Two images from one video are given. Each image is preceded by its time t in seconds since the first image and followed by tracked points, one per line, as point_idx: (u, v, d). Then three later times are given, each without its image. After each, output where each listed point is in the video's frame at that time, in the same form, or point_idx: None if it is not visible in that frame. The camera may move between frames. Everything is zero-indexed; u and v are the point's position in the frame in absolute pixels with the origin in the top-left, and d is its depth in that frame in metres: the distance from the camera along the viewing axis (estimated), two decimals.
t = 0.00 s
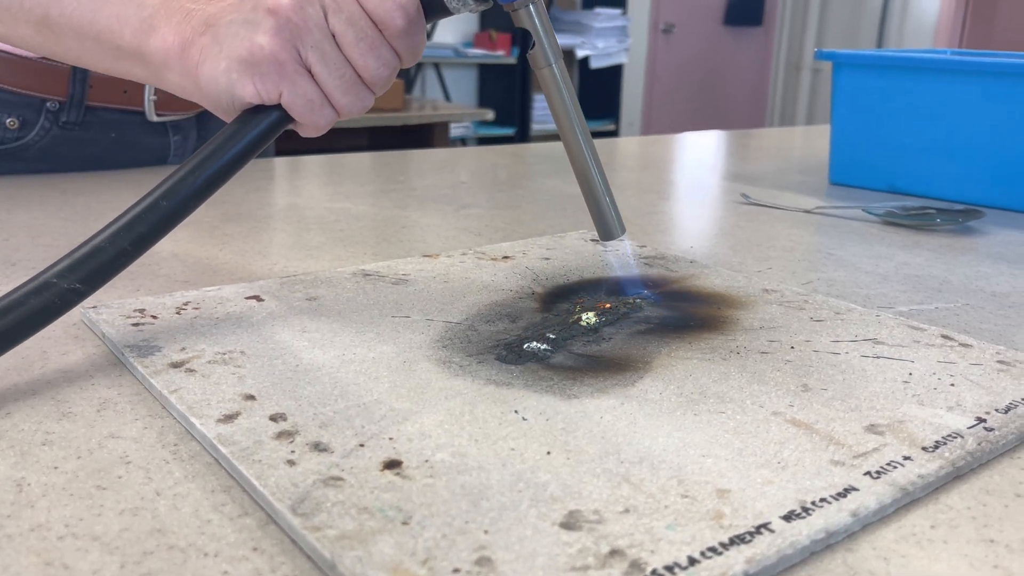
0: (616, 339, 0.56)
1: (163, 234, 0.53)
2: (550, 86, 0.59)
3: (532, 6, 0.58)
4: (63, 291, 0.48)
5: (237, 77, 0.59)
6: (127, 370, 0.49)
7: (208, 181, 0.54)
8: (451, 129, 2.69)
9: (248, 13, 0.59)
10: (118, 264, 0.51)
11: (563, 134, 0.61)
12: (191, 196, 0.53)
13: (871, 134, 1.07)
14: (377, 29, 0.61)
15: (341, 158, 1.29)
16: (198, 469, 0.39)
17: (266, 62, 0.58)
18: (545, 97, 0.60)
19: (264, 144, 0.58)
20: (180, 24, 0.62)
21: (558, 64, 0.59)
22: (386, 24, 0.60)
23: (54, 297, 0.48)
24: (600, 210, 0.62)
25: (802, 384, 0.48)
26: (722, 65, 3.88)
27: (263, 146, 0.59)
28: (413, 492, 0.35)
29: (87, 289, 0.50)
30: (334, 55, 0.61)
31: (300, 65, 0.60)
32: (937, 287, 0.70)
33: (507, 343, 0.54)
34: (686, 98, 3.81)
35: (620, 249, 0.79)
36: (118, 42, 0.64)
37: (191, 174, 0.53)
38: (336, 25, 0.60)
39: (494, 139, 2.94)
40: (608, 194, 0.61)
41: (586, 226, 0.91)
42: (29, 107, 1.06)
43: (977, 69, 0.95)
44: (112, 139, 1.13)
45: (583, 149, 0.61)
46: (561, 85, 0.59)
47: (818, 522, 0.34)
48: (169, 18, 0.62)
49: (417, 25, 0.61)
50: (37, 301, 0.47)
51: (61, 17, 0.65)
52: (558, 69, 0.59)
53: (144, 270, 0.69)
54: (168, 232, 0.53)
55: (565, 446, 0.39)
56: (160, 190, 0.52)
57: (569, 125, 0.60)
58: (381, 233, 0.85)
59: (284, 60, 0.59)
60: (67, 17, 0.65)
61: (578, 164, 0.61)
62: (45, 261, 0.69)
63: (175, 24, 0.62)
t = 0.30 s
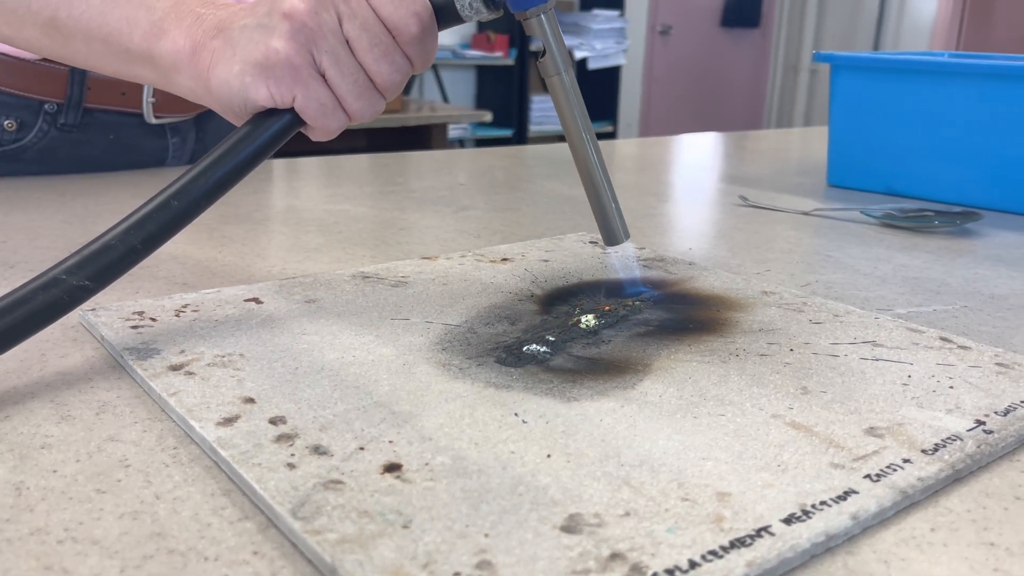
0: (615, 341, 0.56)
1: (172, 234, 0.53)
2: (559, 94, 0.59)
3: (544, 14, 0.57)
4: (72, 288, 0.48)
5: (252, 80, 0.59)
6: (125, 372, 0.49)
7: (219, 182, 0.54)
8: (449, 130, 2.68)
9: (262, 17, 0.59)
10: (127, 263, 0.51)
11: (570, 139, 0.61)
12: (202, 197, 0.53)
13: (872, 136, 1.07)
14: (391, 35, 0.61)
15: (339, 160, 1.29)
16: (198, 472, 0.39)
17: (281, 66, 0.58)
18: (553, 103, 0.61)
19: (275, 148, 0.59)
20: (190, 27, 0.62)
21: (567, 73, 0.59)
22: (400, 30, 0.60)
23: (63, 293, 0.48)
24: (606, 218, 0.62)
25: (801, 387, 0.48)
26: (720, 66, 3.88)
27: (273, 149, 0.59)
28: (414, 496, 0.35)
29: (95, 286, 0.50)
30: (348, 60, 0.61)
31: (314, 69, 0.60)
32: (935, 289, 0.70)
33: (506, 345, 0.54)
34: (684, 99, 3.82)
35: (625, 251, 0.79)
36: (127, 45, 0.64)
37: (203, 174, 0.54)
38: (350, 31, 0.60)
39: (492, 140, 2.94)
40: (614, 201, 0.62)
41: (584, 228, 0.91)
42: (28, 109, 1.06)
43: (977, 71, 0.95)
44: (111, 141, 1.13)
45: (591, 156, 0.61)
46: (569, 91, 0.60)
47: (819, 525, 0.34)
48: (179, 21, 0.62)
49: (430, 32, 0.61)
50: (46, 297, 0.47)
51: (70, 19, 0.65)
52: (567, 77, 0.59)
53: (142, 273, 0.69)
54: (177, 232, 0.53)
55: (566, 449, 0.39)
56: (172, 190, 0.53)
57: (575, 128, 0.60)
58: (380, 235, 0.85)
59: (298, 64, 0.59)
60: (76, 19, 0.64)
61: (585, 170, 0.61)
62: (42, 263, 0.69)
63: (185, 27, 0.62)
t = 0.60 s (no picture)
0: (612, 341, 0.56)
1: (184, 221, 0.53)
2: (574, 84, 0.59)
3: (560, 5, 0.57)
4: (80, 271, 0.48)
5: (267, 69, 0.59)
6: (120, 373, 0.49)
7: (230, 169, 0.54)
8: (446, 131, 2.68)
9: (278, 6, 0.59)
10: (138, 247, 0.51)
11: (585, 130, 0.61)
12: (215, 183, 0.53)
13: (873, 136, 1.07)
14: (406, 25, 0.61)
15: (336, 160, 1.29)
16: (194, 473, 0.38)
17: (297, 54, 0.59)
18: (567, 95, 0.60)
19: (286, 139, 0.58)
20: (204, 17, 0.61)
21: (582, 64, 0.59)
22: (416, 20, 0.61)
23: (70, 277, 0.48)
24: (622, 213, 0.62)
25: (798, 387, 0.48)
26: (717, 67, 3.89)
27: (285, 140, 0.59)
28: (410, 496, 0.35)
29: (104, 271, 0.49)
30: (363, 49, 0.61)
31: (330, 58, 0.60)
32: (932, 289, 0.70)
33: (503, 346, 0.54)
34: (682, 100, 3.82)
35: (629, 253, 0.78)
36: (141, 37, 0.63)
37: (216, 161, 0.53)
38: (366, 20, 0.61)
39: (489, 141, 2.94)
40: (629, 199, 0.62)
41: (582, 228, 0.91)
42: (24, 109, 1.06)
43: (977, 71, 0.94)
44: (108, 142, 1.13)
45: (607, 149, 0.61)
46: (584, 81, 0.59)
47: (816, 525, 0.34)
48: (193, 12, 0.62)
49: (445, 22, 0.62)
50: (53, 280, 0.47)
51: (83, 11, 0.63)
52: (581, 67, 0.59)
53: (139, 272, 0.69)
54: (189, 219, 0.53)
55: (562, 449, 0.39)
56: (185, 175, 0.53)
57: (588, 117, 0.60)
58: (376, 235, 0.85)
59: (314, 53, 0.59)
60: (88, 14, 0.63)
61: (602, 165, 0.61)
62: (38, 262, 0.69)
63: (199, 17, 0.62)
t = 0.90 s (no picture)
0: (611, 341, 0.56)
1: (176, 228, 0.53)
2: (564, 93, 0.59)
3: (553, 16, 0.57)
4: (72, 279, 0.48)
5: (259, 76, 0.59)
6: (118, 372, 0.49)
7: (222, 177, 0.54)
8: (445, 131, 2.68)
9: (271, 14, 0.59)
10: (129, 256, 0.51)
11: (574, 133, 0.60)
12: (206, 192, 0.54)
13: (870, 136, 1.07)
14: (399, 34, 0.61)
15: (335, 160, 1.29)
16: (191, 473, 0.38)
17: (288, 63, 0.59)
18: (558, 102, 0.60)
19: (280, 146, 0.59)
20: (198, 24, 0.62)
21: (573, 75, 0.59)
22: (409, 30, 0.61)
23: (62, 285, 0.48)
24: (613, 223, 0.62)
25: (796, 386, 0.48)
26: (716, 67, 3.89)
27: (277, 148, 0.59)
28: (407, 496, 0.35)
29: (96, 279, 0.50)
30: (356, 58, 0.61)
31: (322, 66, 0.60)
32: (930, 289, 0.70)
33: (501, 345, 0.54)
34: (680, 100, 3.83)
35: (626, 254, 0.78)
36: (134, 43, 0.63)
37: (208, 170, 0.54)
38: (359, 29, 0.60)
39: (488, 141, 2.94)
40: (618, 204, 0.61)
41: (580, 228, 0.91)
42: (21, 109, 1.06)
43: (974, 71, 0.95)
44: (105, 142, 1.13)
45: (597, 157, 0.61)
46: (575, 92, 0.59)
47: (813, 525, 0.34)
48: (187, 18, 0.62)
49: (438, 32, 0.62)
50: (46, 289, 0.47)
51: (77, 16, 0.63)
52: (572, 78, 0.59)
53: (137, 273, 0.69)
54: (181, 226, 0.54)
55: (560, 449, 0.39)
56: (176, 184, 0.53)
57: (578, 123, 0.60)
58: (375, 235, 0.85)
59: (306, 61, 0.59)
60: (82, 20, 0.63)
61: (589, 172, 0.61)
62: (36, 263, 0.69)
63: (193, 24, 0.62)
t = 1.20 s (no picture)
0: (610, 341, 0.56)
1: (162, 229, 0.53)
2: (556, 92, 0.59)
3: (542, 9, 0.57)
4: (58, 283, 0.48)
5: (245, 72, 0.59)
6: (117, 372, 0.49)
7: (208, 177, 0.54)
8: (444, 131, 2.68)
9: (257, 9, 0.59)
10: (115, 258, 0.51)
11: (568, 142, 0.60)
12: (192, 192, 0.53)
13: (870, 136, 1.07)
14: (385, 29, 0.62)
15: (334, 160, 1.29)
16: (190, 473, 0.38)
17: (274, 57, 0.58)
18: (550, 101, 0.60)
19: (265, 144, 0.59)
20: (186, 20, 0.61)
21: (563, 69, 0.59)
22: (395, 24, 0.62)
23: (47, 290, 0.48)
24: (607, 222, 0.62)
25: (795, 386, 0.48)
26: (715, 67, 3.89)
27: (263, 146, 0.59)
28: (406, 496, 0.35)
29: (82, 282, 0.49)
30: (342, 53, 0.61)
31: (307, 62, 0.60)
32: (929, 289, 0.70)
33: (500, 345, 0.54)
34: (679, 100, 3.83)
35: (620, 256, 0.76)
36: (122, 40, 0.63)
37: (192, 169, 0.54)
38: (345, 24, 0.61)
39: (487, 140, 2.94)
40: (609, 203, 0.61)
41: (579, 228, 0.91)
42: (21, 109, 1.06)
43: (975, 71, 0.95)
44: (104, 142, 1.13)
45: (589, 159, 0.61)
46: (566, 89, 0.59)
47: (812, 525, 0.34)
48: (177, 14, 0.62)
49: (425, 27, 0.63)
50: (32, 293, 0.47)
51: (66, 13, 0.63)
52: (563, 74, 0.59)
53: (136, 273, 0.69)
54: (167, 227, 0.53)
55: (559, 449, 0.39)
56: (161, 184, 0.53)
57: (571, 124, 0.60)
58: (374, 235, 0.85)
59: (291, 55, 0.59)
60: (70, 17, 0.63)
61: (583, 172, 0.61)
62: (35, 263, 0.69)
63: (182, 20, 0.61)
